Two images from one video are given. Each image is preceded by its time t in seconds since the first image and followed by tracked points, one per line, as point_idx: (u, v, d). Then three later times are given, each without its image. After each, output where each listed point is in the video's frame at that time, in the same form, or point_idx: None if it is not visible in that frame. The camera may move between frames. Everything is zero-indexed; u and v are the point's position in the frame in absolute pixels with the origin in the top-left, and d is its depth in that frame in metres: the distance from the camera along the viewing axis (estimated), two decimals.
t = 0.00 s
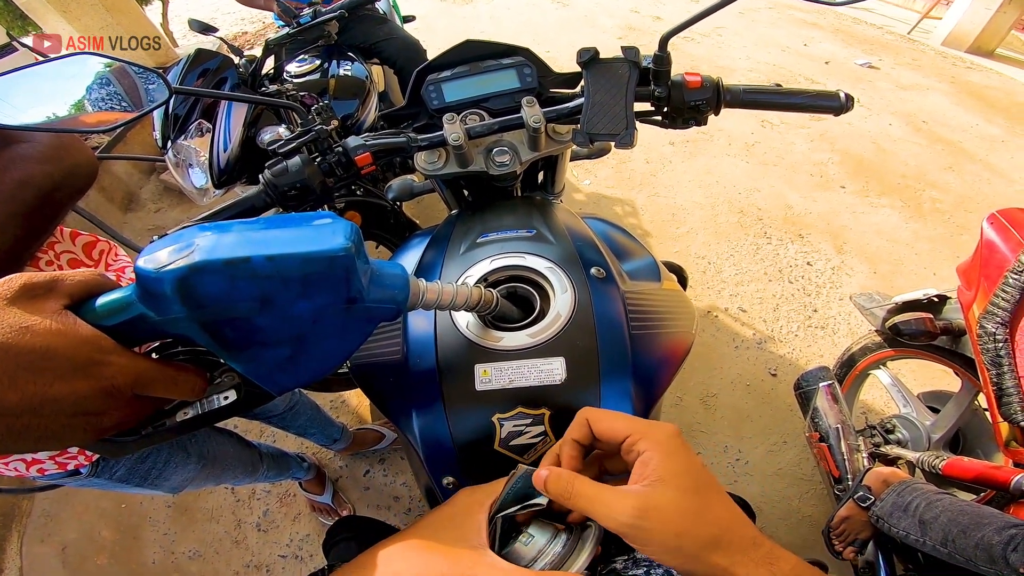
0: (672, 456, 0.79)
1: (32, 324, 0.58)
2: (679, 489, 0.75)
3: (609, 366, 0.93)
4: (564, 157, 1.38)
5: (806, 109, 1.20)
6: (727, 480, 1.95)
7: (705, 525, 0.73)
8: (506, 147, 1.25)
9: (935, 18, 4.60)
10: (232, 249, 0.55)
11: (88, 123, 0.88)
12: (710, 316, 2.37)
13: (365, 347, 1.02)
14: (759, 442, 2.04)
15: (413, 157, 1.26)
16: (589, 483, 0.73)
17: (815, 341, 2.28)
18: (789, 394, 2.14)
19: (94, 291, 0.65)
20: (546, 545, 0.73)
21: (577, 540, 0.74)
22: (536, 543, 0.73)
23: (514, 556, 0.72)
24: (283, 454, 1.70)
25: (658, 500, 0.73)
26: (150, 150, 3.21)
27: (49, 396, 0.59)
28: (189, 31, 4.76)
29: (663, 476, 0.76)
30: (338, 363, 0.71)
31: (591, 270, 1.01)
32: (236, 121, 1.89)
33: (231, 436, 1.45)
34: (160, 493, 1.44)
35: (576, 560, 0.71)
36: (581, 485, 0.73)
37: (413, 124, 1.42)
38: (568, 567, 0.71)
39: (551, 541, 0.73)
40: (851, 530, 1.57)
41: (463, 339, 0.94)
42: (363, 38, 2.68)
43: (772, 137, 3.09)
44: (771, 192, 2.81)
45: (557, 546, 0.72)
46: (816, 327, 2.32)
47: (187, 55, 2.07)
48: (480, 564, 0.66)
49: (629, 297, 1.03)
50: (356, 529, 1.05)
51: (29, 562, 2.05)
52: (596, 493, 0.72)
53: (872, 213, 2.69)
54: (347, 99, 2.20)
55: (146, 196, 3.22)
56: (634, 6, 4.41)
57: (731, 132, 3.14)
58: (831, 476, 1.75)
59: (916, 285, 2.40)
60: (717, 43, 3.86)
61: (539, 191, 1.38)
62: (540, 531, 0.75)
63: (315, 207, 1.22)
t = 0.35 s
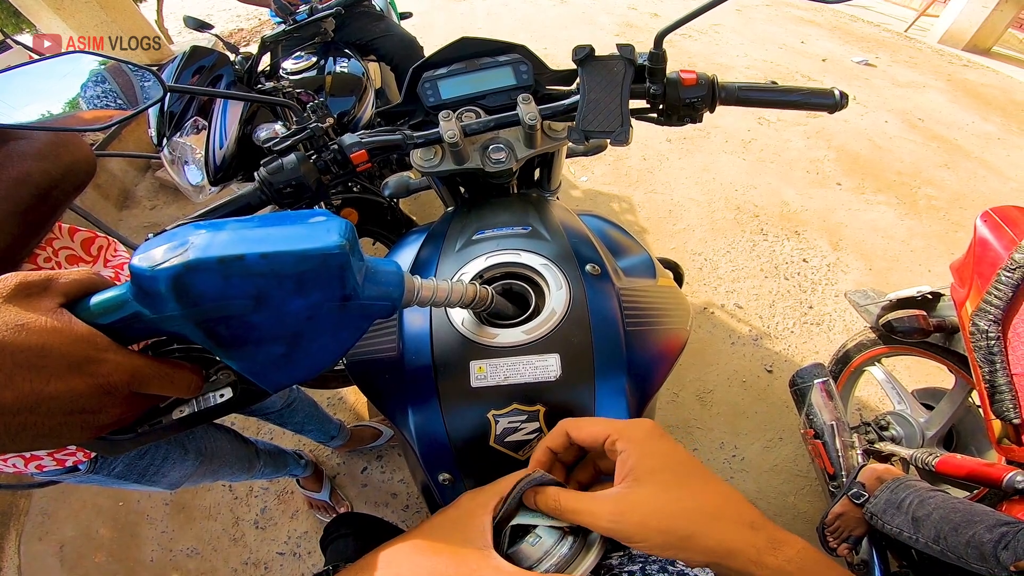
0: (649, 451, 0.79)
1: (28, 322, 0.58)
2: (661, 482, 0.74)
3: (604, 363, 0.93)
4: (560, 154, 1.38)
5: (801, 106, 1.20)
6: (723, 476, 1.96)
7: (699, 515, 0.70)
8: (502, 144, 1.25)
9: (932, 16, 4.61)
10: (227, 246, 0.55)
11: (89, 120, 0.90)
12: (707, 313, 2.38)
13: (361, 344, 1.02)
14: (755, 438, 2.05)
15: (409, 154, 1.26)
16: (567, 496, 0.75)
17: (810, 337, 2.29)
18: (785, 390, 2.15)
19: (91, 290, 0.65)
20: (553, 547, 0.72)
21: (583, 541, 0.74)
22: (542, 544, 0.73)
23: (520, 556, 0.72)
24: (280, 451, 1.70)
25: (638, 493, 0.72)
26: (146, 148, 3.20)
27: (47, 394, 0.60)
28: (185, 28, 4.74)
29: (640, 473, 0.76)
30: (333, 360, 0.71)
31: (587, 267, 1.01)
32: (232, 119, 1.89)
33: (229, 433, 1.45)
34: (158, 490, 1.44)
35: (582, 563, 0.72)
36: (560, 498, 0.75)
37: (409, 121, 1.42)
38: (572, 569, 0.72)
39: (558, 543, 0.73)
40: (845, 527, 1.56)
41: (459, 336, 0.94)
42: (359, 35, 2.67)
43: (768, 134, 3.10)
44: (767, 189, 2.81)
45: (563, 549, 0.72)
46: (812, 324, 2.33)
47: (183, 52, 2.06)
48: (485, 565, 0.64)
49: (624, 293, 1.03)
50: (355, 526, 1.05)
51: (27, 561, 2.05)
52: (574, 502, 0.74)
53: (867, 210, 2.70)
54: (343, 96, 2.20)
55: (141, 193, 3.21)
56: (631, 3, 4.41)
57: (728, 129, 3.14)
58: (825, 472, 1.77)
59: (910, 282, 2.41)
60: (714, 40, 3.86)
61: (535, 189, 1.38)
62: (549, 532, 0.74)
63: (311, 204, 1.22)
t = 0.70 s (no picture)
0: (685, 425, 0.86)
1: (25, 312, 0.58)
2: (699, 455, 0.83)
3: (604, 357, 0.93)
4: (558, 149, 1.37)
5: (800, 101, 1.20)
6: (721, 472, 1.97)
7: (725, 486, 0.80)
8: (501, 139, 1.24)
9: (930, 13, 4.61)
10: (226, 238, 0.55)
11: (87, 116, 0.88)
12: (705, 309, 2.38)
13: (360, 338, 1.02)
14: (752, 434, 2.05)
15: (408, 149, 1.26)
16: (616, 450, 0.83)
17: (808, 332, 2.29)
18: (782, 386, 2.15)
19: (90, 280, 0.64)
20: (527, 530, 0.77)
21: (559, 523, 0.77)
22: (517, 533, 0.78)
23: (500, 547, 0.78)
24: (279, 447, 1.70)
25: (679, 459, 0.81)
26: (142, 145, 3.19)
27: (43, 386, 0.59)
28: (181, 25, 4.72)
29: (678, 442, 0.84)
30: (332, 353, 0.71)
31: (586, 260, 1.01)
32: (229, 114, 1.88)
33: (228, 428, 1.44)
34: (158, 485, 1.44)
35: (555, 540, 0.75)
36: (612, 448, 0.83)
37: (408, 117, 1.41)
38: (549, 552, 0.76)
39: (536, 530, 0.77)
40: (843, 523, 1.57)
41: (457, 330, 0.94)
42: (357, 31, 2.64)
43: (766, 130, 3.09)
44: (765, 185, 2.81)
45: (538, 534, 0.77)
46: (809, 319, 2.33)
47: (179, 48, 2.04)
48: (459, 558, 0.74)
49: (623, 287, 1.03)
50: (353, 522, 1.05)
51: (25, 559, 2.05)
52: (620, 455, 0.82)
53: (865, 206, 2.70)
54: (341, 93, 2.19)
55: (137, 190, 3.20)
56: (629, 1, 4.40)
57: (725, 125, 3.14)
58: (822, 468, 1.78)
59: (907, 278, 2.42)
60: (712, 37, 3.85)
61: (533, 184, 1.37)
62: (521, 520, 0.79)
63: (309, 199, 1.22)
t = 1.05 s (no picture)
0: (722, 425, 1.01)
1: (21, 303, 0.58)
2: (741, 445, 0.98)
3: (605, 352, 0.93)
4: (559, 145, 1.37)
5: (803, 98, 1.20)
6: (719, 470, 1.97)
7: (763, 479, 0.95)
8: (501, 134, 1.24)
9: (932, 12, 4.59)
10: (225, 230, 0.55)
11: (86, 108, 0.86)
12: (704, 306, 2.38)
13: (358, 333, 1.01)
14: (751, 431, 2.05)
15: (408, 144, 1.26)
16: (668, 436, 0.92)
17: (807, 330, 2.29)
18: (781, 384, 2.15)
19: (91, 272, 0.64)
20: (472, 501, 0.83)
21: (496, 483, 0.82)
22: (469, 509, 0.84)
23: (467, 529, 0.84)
24: (277, 443, 1.70)
25: (735, 447, 0.95)
26: (139, 140, 3.17)
27: (40, 378, 0.59)
28: (180, 20, 4.69)
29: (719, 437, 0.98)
30: (332, 347, 0.70)
31: (587, 255, 1.01)
32: (228, 109, 1.87)
33: (225, 423, 1.44)
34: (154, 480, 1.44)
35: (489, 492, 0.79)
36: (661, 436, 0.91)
37: (408, 111, 1.40)
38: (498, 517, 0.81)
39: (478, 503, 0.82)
40: (840, 521, 1.57)
41: (458, 324, 0.93)
42: (358, 26, 2.65)
43: (766, 128, 3.09)
44: (765, 183, 2.81)
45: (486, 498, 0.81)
46: (808, 317, 2.33)
47: (178, 42, 2.03)
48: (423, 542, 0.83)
49: (624, 282, 1.03)
50: (348, 519, 1.05)
51: (23, 555, 2.05)
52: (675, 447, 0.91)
53: (864, 204, 2.69)
54: (341, 88, 2.19)
55: (135, 185, 3.18)
56: None
57: (726, 122, 3.13)
58: (820, 465, 1.78)
59: (907, 276, 2.42)
60: (713, 34, 3.84)
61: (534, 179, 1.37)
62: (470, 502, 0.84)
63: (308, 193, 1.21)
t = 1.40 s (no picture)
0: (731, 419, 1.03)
1: (30, 299, 0.58)
2: (745, 439, 0.99)
3: (607, 348, 0.94)
4: (562, 143, 1.37)
5: (806, 98, 1.20)
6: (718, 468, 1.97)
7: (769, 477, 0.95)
8: (505, 132, 1.24)
9: (935, 12, 4.58)
10: (232, 226, 0.55)
11: (89, 105, 0.86)
12: (705, 304, 2.38)
13: (362, 329, 1.02)
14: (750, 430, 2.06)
15: (411, 142, 1.26)
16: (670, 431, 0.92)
17: (806, 329, 2.30)
18: (780, 382, 2.16)
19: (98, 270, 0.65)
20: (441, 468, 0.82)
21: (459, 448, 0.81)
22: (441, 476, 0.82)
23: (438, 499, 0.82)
24: (277, 439, 1.70)
25: (739, 442, 0.96)
26: (141, 137, 3.18)
27: (48, 373, 0.58)
28: (182, 17, 4.69)
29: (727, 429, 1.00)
30: (336, 343, 0.71)
31: (590, 253, 1.01)
32: (230, 105, 1.87)
33: (226, 419, 1.45)
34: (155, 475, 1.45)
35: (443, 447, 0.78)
36: (664, 430, 0.90)
37: (411, 109, 1.40)
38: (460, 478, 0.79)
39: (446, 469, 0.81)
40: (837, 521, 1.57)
41: (461, 321, 0.94)
42: (359, 23, 2.66)
43: (768, 127, 3.08)
44: (766, 182, 2.81)
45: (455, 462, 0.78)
46: (808, 316, 2.34)
47: (180, 39, 2.04)
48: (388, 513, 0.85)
49: (626, 280, 1.03)
50: (349, 515, 1.06)
51: (24, 551, 2.06)
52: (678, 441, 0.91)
53: (865, 204, 2.70)
54: (342, 85, 2.20)
55: (136, 181, 3.19)
56: None
57: (728, 121, 3.13)
58: (818, 464, 1.79)
59: (907, 276, 2.43)
60: (715, 33, 3.84)
61: (536, 177, 1.37)
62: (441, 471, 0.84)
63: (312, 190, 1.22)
